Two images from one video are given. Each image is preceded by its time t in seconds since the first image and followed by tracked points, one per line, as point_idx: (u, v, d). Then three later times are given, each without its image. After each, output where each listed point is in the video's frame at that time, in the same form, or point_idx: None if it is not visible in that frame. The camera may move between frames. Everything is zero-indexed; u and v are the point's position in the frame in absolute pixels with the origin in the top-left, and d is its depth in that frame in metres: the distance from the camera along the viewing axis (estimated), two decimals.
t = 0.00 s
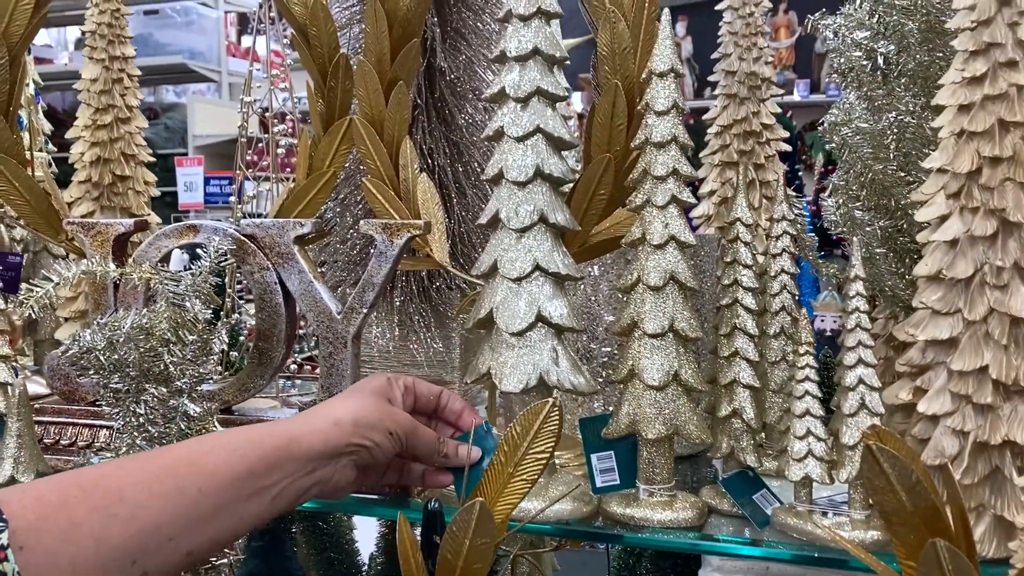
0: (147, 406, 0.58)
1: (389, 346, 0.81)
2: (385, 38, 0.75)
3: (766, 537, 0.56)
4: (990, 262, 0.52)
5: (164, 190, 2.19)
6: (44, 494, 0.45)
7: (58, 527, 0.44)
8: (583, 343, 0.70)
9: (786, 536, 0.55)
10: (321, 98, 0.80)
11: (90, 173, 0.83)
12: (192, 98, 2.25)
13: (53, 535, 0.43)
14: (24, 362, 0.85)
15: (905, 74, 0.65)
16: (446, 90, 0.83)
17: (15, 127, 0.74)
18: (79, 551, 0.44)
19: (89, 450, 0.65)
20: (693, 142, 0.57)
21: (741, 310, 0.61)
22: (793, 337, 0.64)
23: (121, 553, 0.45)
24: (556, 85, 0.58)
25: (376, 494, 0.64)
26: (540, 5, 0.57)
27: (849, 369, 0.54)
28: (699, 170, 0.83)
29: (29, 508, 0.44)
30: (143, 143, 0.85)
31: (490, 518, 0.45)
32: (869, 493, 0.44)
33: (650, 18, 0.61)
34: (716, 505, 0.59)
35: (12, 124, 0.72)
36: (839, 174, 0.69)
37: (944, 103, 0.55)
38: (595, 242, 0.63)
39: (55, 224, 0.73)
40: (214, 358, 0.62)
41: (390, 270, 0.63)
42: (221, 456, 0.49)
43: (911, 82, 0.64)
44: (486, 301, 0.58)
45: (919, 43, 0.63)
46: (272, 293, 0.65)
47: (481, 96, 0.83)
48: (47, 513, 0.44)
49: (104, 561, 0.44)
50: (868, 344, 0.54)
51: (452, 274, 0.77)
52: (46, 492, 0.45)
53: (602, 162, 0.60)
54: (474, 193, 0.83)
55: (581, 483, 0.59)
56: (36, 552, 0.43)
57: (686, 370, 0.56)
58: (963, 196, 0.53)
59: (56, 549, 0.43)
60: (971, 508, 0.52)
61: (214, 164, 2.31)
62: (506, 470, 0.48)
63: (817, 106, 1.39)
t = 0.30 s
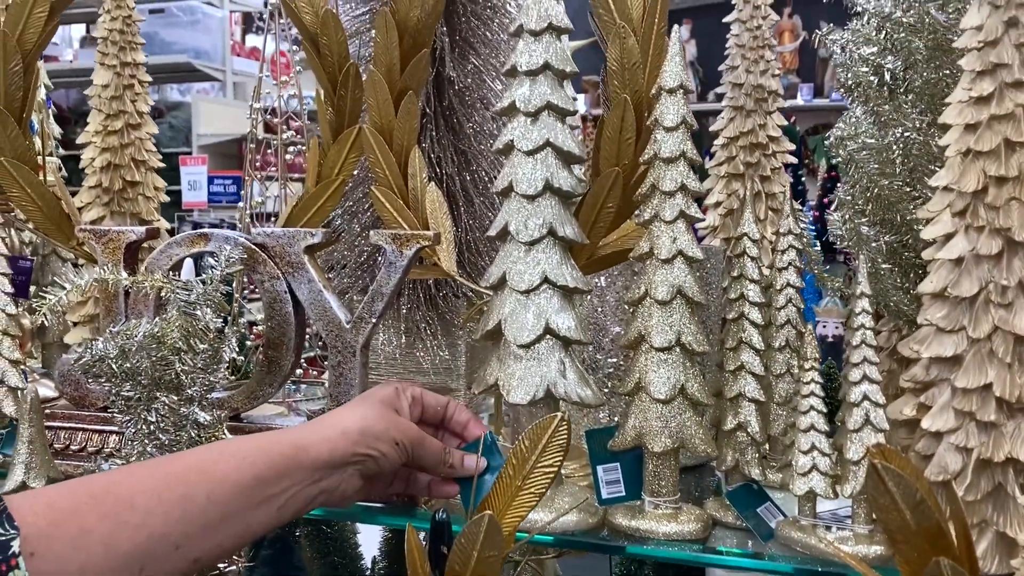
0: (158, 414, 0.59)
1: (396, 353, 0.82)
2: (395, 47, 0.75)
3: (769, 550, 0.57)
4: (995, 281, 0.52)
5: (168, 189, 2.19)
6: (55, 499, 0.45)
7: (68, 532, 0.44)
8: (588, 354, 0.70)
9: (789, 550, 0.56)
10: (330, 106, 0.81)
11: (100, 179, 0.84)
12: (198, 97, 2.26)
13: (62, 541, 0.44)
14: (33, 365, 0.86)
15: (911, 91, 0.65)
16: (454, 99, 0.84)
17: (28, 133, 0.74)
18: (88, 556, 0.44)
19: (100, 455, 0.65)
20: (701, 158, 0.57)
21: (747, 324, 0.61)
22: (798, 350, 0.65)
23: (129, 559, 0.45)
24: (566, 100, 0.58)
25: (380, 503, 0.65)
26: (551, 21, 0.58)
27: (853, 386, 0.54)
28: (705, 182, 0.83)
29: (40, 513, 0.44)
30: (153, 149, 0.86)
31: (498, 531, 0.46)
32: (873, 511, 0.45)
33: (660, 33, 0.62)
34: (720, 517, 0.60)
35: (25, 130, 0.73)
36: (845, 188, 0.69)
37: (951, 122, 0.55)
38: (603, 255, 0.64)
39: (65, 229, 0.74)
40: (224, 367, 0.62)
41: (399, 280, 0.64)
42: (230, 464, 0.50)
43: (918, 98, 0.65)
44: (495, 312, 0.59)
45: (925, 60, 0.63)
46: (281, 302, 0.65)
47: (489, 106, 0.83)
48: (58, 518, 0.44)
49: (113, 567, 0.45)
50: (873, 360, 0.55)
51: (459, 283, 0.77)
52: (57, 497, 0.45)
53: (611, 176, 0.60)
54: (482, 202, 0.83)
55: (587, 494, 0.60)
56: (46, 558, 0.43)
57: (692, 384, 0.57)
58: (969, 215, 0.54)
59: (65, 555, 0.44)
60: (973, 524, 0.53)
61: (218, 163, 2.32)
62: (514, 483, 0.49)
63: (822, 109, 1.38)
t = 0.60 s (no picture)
0: (168, 425, 0.60)
1: (400, 362, 0.83)
2: (403, 62, 0.76)
3: (767, 564, 0.58)
4: (990, 304, 0.53)
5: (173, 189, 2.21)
6: (66, 507, 0.46)
7: (80, 540, 0.44)
8: (590, 367, 0.71)
9: (787, 564, 0.57)
10: (338, 119, 0.81)
11: (111, 188, 0.85)
12: (202, 97, 2.27)
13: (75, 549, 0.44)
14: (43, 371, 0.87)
15: (911, 112, 0.66)
16: (460, 112, 0.85)
17: (41, 144, 0.75)
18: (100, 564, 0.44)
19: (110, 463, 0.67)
20: (703, 179, 0.58)
21: (746, 342, 0.63)
22: (796, 367, 0.66)
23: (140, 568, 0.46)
24: (571, 120, 0.59)
25: (385, 513, 0.66)
26: (557, 43, 0.59)
27: (851, 405, 0.56)
28: (707, 196, 0.84)
29: (52, 521, 0.44)
30: (163, 159, 0.87)
31: (501, 546, 0.47)
32: (868, 530, 0.46)
33: (664, 54, 0.63)
34: (718, 531, 0.61)
35: (38, 141, 0.74)
36: (845, 206, 0.71)
37: (949, 146, 0.56)
38: (606, 271, 0.65)
39: (76, 239, 0.75)
40: (232, 378, 0.63)
41: (405, 295, 0.65)
42: (239, 474, 0.50)
43: (917, 120, 0.66)
44: (500, 328, 0.60)
45: (925, 83, 0.64)
46: (289, 315, 0.67)
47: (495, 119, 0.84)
48: (69, 526, 0.45)
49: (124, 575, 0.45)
50: (870, 380, 0.56)
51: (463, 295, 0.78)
52: (68, 506, 0.46)
53: (615, 195, 0.61)
54: (487, 214, 0.84)
55: (587, 507, 0.61)
56: (59, 567, 0.43)
57: (692, 401, 0.58)
58: (965, 238, 0.55)
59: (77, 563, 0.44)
60: (967, 542, 0.54)
61: (223, 163, 2.33)
62: (518, 498, 0.50)
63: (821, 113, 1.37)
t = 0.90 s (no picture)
0: (174, 427, 0.61)
1: (403, 365, 0.84)
2: (408, 69, 0.77)
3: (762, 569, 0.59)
4: (983, 314, 0.54)
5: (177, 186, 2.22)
6: (74, 507, 0.47)
7: (87, 542, 0.46)
8: (590, 373, 0.72)
9: (781, 569, 0.58)
10: (343, 124, 0.82)
11: (118, 191, 0.86)
12: (208, 94, 2.27)
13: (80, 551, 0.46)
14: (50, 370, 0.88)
15: (909, 123, 0.67)
16: (464, 117, 0.86)
17: (49, 147, 0.76)
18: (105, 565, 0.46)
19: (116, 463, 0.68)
20: (701, 189, 0.59)
21: (743, 349, 0.64)
22: (793, 373, 0.66)
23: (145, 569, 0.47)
24: (572, 130, 0.60)
25: (385, 516, 0.67)
26: (559, 54, 0.60)
27: (845, 413, 0.57)
28: (708, 202, 0.85)
29: (61, 522, 0.46)
30: (169, 162, 0.89)
31: (500, 551, 0.48)
32: (860, 538, 0.46)
33: (665, 65, 0.64)
34: (714, 535, 0.62)
35: (47, 144, 0.75)
36: (843, 215, 0.72)
37: (945, 159, 0.57)
38: (607, 277, 0.65)
39: (84, 241, 0.75)
40: (237, 381, 0.64)
41: (407, 300, 0.66)
42: (242, 479, 0.50)
43: (914, 131, 0.67)
44: (500, 334, 0.61)
45: (923, 94, 0.65)
46: (294, 319, 0.68)
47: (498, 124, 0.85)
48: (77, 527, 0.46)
49: None
50: (863, 389, 0.57)
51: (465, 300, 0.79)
52: (78, 505, 0.47)
53: (615, 203, 0.62)
54: (489, 218, 0.85)
55: (586, 511, 0.62)
56: (65, 566, 0.45)
57: (690, 408, 0.59)
58: (960, 249, 0.55)
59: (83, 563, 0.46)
60: (958, 548, 0.55)
61: (227, 161, 2.34)
62: (516, 503, 0.51)
63: (823, 115, 1.37)
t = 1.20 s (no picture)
0: (169, 431, 0.63)
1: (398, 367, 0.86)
2: (403, 77, 0.78)
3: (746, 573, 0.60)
4: (961, 325, 0.55)
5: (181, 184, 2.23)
6: None
7: None
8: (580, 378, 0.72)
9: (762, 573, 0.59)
10: (338, 129, 0.83)
11: (118, 195, 0.88)
12: (211, 92, 2.28)
13: None
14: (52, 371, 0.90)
15: (894, 134, 0.68)
16: (459, 124, 0.87)
17: (50, 153, 0.77)
18: None
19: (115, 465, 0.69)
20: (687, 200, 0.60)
21: (728, 356, 0.65)
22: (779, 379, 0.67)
23: None
24: (561, 141, 0.61)
25: (380, 518, 0.67)
26: (548, 67, 0.61)
27: (825, 421, 0.58)
28: (700, 208, 0.86)
29: None
30: (168, 167, 0.90)
31: (484, 555, 0.50)
32: (835, 544, 0.48)
33: (652, 77, 0.65)
34: (698, 539, 0.63)
35: (47, 150, 0.76)
36: (830, 224, 0.72)
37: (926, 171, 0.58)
38: (596, 285, 0.67)
39: (84, 246, 0.77)
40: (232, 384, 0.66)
41: (400, 306, 0.68)
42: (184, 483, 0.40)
43: (899, 142, 0.68)
44: (490, 340, 0.62)
45: (908, 106, 0.66)
46: (289, 324, 0.69)
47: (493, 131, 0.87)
48: None
49: None
50: (844, 397, 0.58)
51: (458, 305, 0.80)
52: None
53: (603, 213, 0.63)
54: (483, 224, 0.86)
55: (573, 514, 0.63)
56: None
57: (674, 414, 0.60)
58: (939, 260, 0.56)
59: None
60: (935, 554, 0.56)
61: (231, 158, 2.35)
62: (501, 508, 0.52)
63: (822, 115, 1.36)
